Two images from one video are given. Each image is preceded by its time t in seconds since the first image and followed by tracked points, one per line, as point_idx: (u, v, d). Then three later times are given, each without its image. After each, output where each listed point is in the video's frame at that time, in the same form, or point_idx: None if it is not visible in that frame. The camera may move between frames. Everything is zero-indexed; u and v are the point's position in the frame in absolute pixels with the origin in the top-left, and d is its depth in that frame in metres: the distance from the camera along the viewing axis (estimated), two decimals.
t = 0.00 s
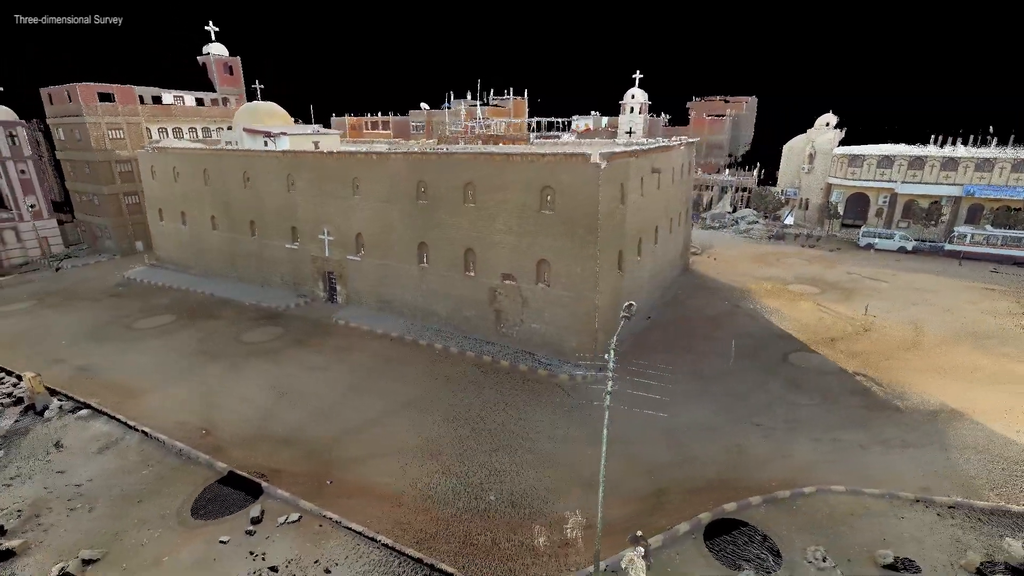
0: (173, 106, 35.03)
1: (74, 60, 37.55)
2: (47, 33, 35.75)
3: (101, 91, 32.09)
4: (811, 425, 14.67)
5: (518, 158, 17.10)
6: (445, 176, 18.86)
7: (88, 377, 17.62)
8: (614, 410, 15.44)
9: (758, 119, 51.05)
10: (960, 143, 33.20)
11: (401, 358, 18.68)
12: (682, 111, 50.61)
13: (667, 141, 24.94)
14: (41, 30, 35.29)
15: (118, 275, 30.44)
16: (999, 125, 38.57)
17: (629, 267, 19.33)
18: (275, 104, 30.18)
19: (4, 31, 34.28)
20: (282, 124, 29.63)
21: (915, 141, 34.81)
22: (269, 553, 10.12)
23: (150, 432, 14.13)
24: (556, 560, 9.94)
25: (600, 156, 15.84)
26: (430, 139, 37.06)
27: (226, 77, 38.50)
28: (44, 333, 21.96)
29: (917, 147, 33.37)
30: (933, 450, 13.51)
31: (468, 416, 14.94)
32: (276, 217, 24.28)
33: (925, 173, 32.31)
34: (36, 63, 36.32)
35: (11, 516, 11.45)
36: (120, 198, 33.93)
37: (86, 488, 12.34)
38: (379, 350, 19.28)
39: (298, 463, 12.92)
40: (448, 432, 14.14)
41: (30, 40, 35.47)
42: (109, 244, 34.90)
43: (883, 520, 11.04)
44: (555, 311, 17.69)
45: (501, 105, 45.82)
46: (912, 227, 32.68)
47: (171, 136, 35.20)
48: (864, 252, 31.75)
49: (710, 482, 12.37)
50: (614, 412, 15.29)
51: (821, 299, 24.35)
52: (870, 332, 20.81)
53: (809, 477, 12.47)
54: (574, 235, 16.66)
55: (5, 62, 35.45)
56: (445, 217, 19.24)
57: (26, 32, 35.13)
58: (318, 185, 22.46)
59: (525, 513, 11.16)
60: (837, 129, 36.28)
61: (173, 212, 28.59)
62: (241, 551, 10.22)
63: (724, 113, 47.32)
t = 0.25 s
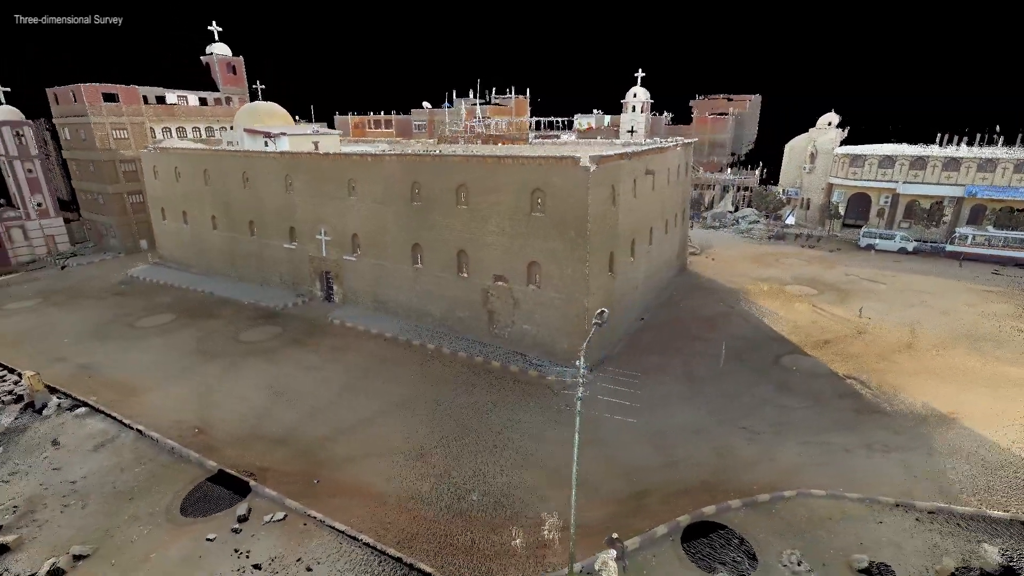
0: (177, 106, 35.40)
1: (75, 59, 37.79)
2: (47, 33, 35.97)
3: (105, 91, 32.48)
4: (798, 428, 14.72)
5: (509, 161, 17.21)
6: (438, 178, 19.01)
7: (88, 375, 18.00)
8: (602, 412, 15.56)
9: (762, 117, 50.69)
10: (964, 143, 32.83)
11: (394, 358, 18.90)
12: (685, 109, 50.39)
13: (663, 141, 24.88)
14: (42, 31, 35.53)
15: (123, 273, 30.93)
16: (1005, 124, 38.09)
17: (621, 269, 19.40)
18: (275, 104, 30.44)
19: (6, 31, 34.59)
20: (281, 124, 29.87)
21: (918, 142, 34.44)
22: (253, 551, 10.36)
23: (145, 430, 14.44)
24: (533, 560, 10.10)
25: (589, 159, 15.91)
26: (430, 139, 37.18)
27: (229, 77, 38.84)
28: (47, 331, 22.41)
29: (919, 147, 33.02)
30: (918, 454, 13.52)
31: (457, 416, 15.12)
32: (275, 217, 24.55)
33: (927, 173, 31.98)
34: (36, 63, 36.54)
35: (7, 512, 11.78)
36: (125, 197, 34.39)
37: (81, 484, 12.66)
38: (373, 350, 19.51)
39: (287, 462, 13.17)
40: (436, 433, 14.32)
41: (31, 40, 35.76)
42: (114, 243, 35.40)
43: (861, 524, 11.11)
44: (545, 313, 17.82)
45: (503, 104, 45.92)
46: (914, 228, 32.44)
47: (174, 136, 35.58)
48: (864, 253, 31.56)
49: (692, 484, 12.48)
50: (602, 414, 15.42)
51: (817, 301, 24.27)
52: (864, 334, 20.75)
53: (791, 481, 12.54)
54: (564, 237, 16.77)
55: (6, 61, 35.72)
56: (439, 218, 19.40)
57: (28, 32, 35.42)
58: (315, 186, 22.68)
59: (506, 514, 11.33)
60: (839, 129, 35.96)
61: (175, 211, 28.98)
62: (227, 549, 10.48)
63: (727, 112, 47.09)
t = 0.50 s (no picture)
0: (180, 106, 35.82)
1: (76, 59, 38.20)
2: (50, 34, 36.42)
3: (110, 91, 32.92)
4: (784, 432, 14.78)
5: (500, 163, 17.34)
6: (432, 180, 19.18)
7: (87, 373, 18.35)
8: (590, 414, 15.68)
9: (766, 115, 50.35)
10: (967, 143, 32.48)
11: (387, 358, 19.11)
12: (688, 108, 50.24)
13: (659, 143, 24.88)
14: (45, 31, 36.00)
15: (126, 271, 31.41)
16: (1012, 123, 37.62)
17: (614, 271, 19.47)
18: (277, 105, 30.76)
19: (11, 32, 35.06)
20: (281, 125, 30.12)
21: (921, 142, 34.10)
22: (238, 548, 10.58)
23: (140, 428, 14.75)
24: (511, 561, 10.26)
25: (579, 162, 16.00)
26: (431, 139, 37.34)
27: (232, 77, 39.23)
28: (50, 329, 22.84)
29: (922, 147, 32.66)
30: (902, 459, 13.55)
31: (446, 417, 15.31)
32: (273, 217, 24.84)
33: (929, 173, 31.61)
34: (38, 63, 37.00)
35: (4, 508, 12.11)
36: (129, 195, 34.88)
37: (76, 481, 12.98)
38: (366, 350, 19.73)
39: (276, 461, 13.42)
40: (424, 433, 14.52)
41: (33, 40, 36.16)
42: (119, 241, 35.96)
43: (840, 529, 11.18)
44: (536, 315, 17.96)
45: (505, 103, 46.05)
46: (916, 229, 32.18)
47: (178, 135, 36.04)
48: (864, 253, 31.38)
49: (675, 487, 12.59)
50: (589, 416, 15.55)
51: (813, 302, 24.22)
52: (858, 337, 20.69)
53: (773, 484, 12.61)
54: (554, 240, 16.88)
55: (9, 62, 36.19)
56: (432, 220, 19.57)
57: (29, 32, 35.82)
58: (313, 186, 22.92)
59: (488, 515, 11.49)
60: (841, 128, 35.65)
61: (177, 211, 29.37)
62: (213, 546, 10.70)
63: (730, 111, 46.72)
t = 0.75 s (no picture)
0: (184, 105, 36.21)
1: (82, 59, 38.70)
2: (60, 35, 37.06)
3: (115, 91, 33.34)
4: (771, 435, 14.83)
5: (492, 166, 17.44)
6: (425, 181, 19.32)
7: (87, 371, 18.72)
8: (579, 417, 15.80)
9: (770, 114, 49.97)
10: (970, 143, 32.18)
11: (381, 358, 19.33)
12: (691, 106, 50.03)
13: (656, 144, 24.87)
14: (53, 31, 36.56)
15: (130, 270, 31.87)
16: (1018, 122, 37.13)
17: (606, 273, 19.55)
18: (278, 104, 31.02)
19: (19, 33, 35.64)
20: (282, 124, 30.37)
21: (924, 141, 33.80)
22: (224, 546, 10.81)
23: (135, 427, 15.06)
24: (491, 562, 10.42)
25: (569, 165, 16.09)
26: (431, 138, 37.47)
27: (236, 76, 39.60)
28: (53, 326, 23.27)
29: (925, 146, 32.37)
30: (887, 464, 13.57)
31: (435, 418, 15.49)
32: (272, 217, 25.11)
33: (931, 173, 31.36)
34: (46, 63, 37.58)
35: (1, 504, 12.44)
36: (133, 194, 35.37)
37: (72, 479, 13.29)
38: (360, 350, 19.95)
39: (266, 461, 13.66)
40: (412, 434, 14.71)
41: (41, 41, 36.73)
42: (124, 239, 36.48)
43: (820, 534, 11.24)
44: (528, 316, 18.08)
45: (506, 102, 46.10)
46: (917, 230, 31.95)
47: (182, 134, 36.45)
48: (865, 254, 31.17)
49: (657, 490, 12.69)
50: (578, 418, 15.68)
51: (809, 304, 24.14)
52: (852, 340, 20.63)
53: (756, 488, 12.68)
54: (545, 242, 16.98)
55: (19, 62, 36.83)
56: (426, 221, 19.73)
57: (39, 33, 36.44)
58: (310, 187, 23.15)
59: (470, 516, 11.66)
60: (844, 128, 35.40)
61: (179, 210, 29.75)
62: (200, 543, 10.94)
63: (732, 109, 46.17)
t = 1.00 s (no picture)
0: (188, 104, 36.56)
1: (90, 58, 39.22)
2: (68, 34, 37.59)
3: (119, 91, 33.72)
4: (757, 439, 14.88)
5: (484, 168, 17.56)
6: (419, 183, 19.47)
7: (87, 369, 19.08)
8: (567, 418, 15.94)
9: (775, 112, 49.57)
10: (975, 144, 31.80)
11: (375, 358, 19.54)
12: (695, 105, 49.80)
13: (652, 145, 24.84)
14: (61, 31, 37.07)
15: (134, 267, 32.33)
16: None
17: (599, 275, 19.63)
18: (279, 104, 31.31)
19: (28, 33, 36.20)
20: (283, 123, 30.67)
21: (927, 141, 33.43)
22: (211, 544, 11.05)
23: (131, 425, 15.36)
24: (471, 564, 10.60)
25: (559, 169, 16.17)
26: (432, 137, 37.57)
27: (239, 75, 39.91)
28: (56, 324, 23.69)
29: (928, 147, 32.01)
30: (872, 470, 13.59)
31: (424, 418, 15.67)
32: (271, 217, 25.38)
33: (934, 174, 31.02)
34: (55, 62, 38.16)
35: None
36: (138, 192, 35.85)
37: (68, 475, 13.61)
38: (355, 350, 20.17)
39: (257, 460, 13.92)
40: (401, 435, 14.90)
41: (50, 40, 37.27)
42: (129, 237, 36.96)
43: (799, 539, 11.30)
44: (519, 318, 18.22)
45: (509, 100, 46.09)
46: (920, 230, 31.64)
47: (186, 133, 36.84)
48: (866, 256, 30.95)
49: (640, 493, 12.80)
50: (566, 420, 15.82)
51: (806, 306, 24.07)
52: (847, 343, 20.56)
53: (738, 492, 12.76)
54: (536, 245, 17.08)
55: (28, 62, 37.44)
56: (420, 223, 19.89)
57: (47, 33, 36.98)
58: (308, 187, 23.36)
59: (454, 517, 11.83)
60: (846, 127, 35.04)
61: (182, 209, 30.13)
62: (188, 541, 11.19)
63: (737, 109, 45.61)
